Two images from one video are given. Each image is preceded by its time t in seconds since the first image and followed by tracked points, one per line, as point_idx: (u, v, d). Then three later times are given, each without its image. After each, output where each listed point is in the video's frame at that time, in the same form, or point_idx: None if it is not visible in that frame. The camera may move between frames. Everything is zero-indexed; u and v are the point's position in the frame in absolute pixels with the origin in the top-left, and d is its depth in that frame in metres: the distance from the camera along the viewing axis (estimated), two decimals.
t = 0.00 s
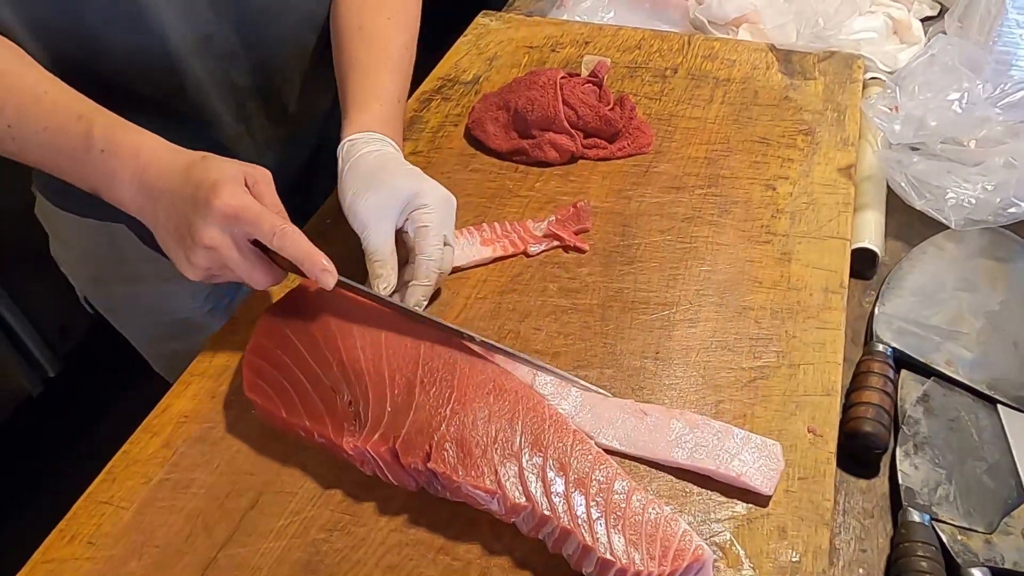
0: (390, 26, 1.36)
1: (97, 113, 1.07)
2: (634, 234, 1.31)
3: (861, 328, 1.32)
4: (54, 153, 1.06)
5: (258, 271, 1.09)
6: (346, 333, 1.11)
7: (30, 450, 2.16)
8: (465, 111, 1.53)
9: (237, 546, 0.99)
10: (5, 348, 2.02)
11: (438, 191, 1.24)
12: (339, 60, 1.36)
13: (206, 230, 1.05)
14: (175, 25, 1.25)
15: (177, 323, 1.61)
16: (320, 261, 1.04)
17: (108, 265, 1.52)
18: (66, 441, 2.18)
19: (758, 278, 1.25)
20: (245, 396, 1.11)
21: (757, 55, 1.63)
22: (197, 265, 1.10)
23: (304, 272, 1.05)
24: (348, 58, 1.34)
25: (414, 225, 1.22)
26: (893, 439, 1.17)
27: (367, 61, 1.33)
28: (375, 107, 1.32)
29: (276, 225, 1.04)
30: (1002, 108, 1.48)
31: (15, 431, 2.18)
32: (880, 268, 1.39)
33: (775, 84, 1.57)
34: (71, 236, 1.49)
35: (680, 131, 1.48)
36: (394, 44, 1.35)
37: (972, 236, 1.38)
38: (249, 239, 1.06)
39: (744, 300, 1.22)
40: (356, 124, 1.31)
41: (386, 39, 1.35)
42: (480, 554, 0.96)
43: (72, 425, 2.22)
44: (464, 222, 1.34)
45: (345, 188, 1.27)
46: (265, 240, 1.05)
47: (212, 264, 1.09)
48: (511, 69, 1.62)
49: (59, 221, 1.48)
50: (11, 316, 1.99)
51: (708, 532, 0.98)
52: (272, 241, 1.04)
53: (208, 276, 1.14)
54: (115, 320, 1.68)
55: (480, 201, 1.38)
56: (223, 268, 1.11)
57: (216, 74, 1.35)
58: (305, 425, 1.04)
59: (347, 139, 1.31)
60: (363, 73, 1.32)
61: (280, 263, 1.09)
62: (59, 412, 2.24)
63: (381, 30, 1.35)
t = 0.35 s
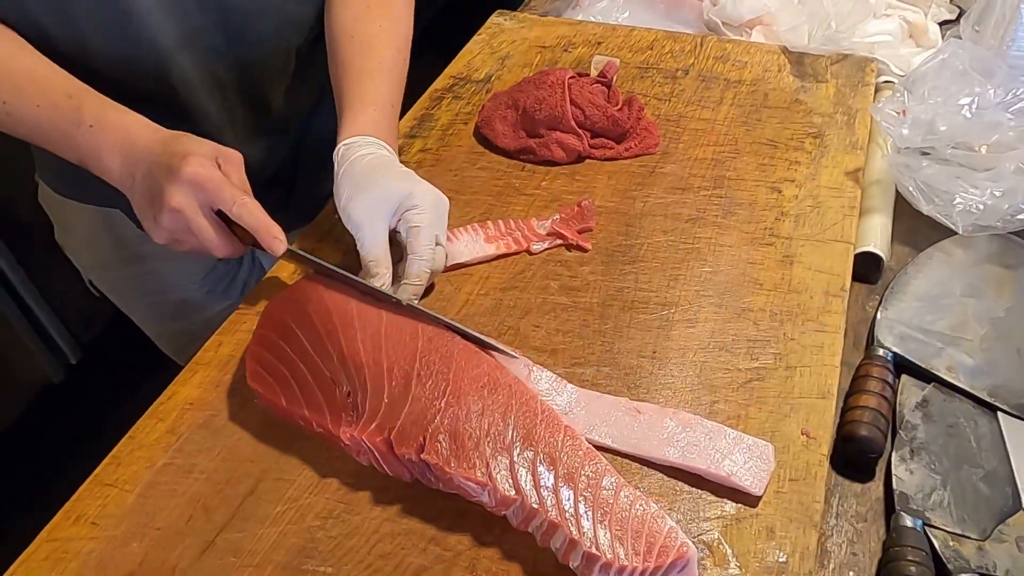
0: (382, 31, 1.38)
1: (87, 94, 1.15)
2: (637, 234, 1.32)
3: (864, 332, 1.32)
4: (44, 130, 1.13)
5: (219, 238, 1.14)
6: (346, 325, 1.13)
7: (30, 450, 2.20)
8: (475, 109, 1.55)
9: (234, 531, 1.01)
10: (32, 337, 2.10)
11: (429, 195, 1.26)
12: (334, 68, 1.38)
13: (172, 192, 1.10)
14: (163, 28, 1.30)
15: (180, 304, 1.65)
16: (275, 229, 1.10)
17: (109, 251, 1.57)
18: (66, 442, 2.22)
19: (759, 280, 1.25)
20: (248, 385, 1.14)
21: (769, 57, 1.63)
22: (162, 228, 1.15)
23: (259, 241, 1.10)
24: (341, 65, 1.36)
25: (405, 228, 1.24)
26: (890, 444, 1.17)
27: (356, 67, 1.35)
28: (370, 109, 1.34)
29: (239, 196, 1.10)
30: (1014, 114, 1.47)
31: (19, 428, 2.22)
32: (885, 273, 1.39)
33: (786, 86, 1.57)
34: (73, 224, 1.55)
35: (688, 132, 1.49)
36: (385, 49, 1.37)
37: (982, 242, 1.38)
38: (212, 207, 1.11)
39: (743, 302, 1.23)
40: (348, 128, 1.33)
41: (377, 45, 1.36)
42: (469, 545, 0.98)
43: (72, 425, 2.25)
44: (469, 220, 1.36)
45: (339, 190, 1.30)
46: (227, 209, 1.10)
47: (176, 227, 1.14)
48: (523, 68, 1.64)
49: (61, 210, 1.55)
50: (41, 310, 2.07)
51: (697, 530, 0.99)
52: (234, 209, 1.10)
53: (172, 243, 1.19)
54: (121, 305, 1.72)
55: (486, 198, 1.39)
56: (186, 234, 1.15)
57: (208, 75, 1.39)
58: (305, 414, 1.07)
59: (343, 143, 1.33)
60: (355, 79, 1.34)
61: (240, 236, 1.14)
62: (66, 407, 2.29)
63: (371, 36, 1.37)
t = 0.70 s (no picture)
0: (402, 24, 1.36)
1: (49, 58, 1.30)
2: (638, 232, 1.33)
3: (865, 333, 1.31)
4: None
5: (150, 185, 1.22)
6: (345, 317, 1.15)
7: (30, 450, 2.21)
8: (483, 106, 1.56)
9: (230, 516, 1.03)
10: (48, 322, 2.14)
11: (450, 192, 1.27)
12: (354, 61, 1.38)
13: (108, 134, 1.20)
14: (173, 16, 1.33)
15: (197, 294, 1.68)
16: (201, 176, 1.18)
17: (128, 239, 1.62)
18: (66, 442, 2.23)
19: (758, 280, 1.25)
20: (249, 374, 1.16)
21: (779, 56, 1.62)
22: (95, 169, 1.24)
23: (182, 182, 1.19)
24: (361, 59, 1.36)
25: (423, 220, 1.25)
26: (886, 446, 1.16)
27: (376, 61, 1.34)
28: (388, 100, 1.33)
29: (168, 145, 1.20)
30: None
31: (27, 422, 2.25)
32: (889, 274, 1.38)
33: (795, 86, 1.56)
34: (96, 212, 1.59)
35: (694, 131, 1.49)
36: (406, 43, 1.36)
37: (989, 245, 1.38)
38: (143, 152, 1.21)
39: (742, 301, 1.23)
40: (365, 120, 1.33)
41: (397, 38, 1.36)
42: (459, 536, 1.00)
43: (73, 425, 2.26)
44: (472, 215, 1.37)
45: (358, 171, 1.28)
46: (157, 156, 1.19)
47: (106, 169, 1.22)
48: (532, 66, 1.65)
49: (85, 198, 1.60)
50: (58, 295, 2.11)
51: (685, 527, 1.00)
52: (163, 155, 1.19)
53: (104, 188, 1.27)
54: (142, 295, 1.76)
55: (490, 195, 1.41)
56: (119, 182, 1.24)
57: (217, 66, 1.42)
58: (302, 404, 1.09)
59: (363, 124, 1.32)
60: (374, 73, 1.34)
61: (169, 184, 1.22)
62: (73, 403, 2.30)
63: (391, 29, 1.36)
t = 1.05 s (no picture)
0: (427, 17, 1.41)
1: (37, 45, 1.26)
2: (636, 230, 1.34)
3: (863, 334, 1.31)
4: None
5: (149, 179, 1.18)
6: (342, 309, 1.17)
7: (31, 450, 2.23)
8: (488, 103, 1.57)
9: (224, 502, 1.05)
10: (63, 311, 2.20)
11: (449, 205, 1.27)
12: (377, 46, 1.40)
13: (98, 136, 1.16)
14: (183, 10, 1.35)
15: (225, 285, 1.71)
16: (189, 159, 1.11)
17: (163, 232, 1.64)
18: (66, 441, 2.25)
19: (755, 279, 1.26)
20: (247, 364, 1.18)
21: (786, 56, 1.62)
22: (103, 175, 1.20)
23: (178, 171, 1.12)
24: (386, 45, 1.39)
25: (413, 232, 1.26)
26: (879, 447, 1.16)
27: (400, 49, 1.37)
28: (407, 90, 1.36)
29: (153, 130, 1.13)
30: None
31: (31, 417, 2.27)
32: (890, 276, 1.37)
33: (800, 86, 1.56)
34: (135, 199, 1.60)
35: (697, 130, 1.50)
36: (430, 34, 1.40)
37: (991, 248, 1.37)
38: (133, 146, 1.15)
39: (737, 300, 1.23)
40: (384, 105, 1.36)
41: (421, 28, 1.40)
42: (447, 526, 1.01)
43: (73, 425, 2.29)
44: (473, 211, 1.38)
45: (364, 166, 1.31)
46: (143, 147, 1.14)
47: (111, 172, 1.19)
48: (538, 63, 1.66)
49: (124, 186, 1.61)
50: (73, 284, 2.18)
51: (671, 523, 1.00)
52: (148, 144, 1.13)
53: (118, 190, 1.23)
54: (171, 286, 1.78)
55: (491, 190, 1.42)
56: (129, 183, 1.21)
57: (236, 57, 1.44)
58: (297, 393, 1.11)
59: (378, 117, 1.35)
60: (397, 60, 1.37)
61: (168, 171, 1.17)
62: (74, 401, 2.33)
63: (416, 20, 1.40)
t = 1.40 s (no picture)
0: (448, 12, 1.42)
1: (187, 80, 1.20)
2: (641, 228, 1.34)
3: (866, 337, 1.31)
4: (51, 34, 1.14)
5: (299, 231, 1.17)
6: (346, 301, 1.18)
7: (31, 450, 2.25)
8: (498, 101, 1.59)
9: (226, 488, 1.07)
10: (84, 302, 2.25)
11: (457, 198, 1.26)
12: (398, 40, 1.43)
13: (255, 180, 1.14)
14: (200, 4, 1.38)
15: (251, 270, 1.71)
16: (353, 229, 1.13)
17: (193, 215, 1.66)
18: (66, 442, 2.28)
19: (758, 279, 1.26)
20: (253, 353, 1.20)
21: (798, 57, 1.62)
22: (242, 218, 1.18)
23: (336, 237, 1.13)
24: (407, 39, 1.41)
25: (423, 222, 1.25)
26: (878, 449, 1.16)
27: (420, 42, 1.39)
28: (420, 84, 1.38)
29: (320, 191, 1.14)
30: None
31: (31, 418, 2.27)
32: (896, 278, 1.37)
33: (811, 87, 1.56)
34: (160, 182, 1.63)
35: (706, 131, 1.50)
36: (450, 30, 1.42)
37: (999, 253, 1.35)
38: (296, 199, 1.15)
39: (739, 300, 1.23)
40: (401, 96, 1.37)
41: (441, 23, 1.41)
42: (442, 516, 1.03)
43: (73, 424, 2.32)
44: (479, 207, 1.40)
45: (378, 155, 1.31)
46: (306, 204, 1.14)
47: (254, 219, 1.17)
48: (550, 61, 1.67)
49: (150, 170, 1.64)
50: (93, 276, 2.24)
51: (664, 518, 1.01)
52: (315, 205, 1.13)
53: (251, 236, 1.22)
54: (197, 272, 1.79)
55: (499, 187, 1.43)
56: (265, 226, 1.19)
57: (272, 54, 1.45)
58: (299, 383, 1.13)
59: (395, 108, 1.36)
60: (416, 54, 1.39)
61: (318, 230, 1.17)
62: (74, 401, 2.34)
63: (436, 15, 1.42)
